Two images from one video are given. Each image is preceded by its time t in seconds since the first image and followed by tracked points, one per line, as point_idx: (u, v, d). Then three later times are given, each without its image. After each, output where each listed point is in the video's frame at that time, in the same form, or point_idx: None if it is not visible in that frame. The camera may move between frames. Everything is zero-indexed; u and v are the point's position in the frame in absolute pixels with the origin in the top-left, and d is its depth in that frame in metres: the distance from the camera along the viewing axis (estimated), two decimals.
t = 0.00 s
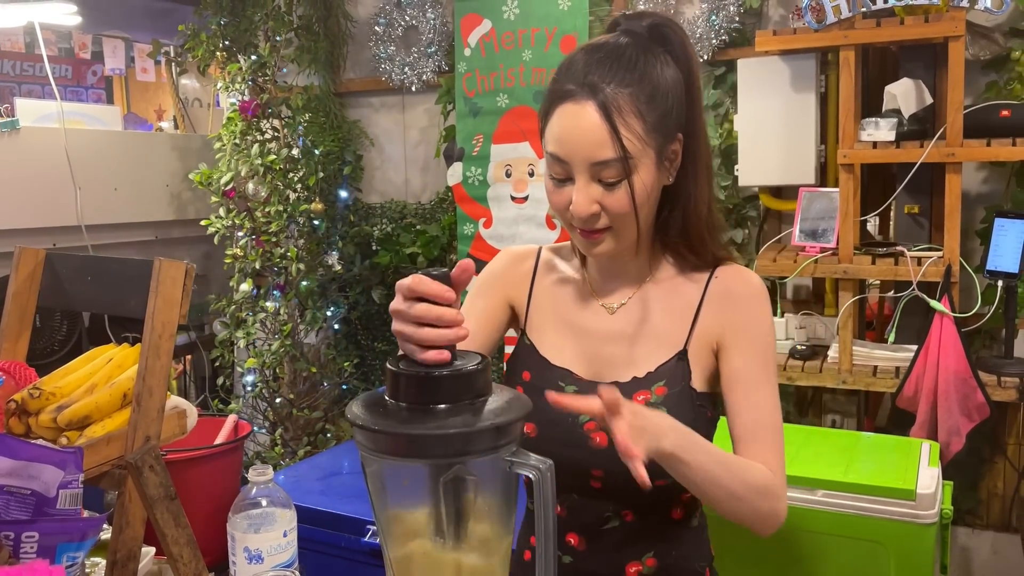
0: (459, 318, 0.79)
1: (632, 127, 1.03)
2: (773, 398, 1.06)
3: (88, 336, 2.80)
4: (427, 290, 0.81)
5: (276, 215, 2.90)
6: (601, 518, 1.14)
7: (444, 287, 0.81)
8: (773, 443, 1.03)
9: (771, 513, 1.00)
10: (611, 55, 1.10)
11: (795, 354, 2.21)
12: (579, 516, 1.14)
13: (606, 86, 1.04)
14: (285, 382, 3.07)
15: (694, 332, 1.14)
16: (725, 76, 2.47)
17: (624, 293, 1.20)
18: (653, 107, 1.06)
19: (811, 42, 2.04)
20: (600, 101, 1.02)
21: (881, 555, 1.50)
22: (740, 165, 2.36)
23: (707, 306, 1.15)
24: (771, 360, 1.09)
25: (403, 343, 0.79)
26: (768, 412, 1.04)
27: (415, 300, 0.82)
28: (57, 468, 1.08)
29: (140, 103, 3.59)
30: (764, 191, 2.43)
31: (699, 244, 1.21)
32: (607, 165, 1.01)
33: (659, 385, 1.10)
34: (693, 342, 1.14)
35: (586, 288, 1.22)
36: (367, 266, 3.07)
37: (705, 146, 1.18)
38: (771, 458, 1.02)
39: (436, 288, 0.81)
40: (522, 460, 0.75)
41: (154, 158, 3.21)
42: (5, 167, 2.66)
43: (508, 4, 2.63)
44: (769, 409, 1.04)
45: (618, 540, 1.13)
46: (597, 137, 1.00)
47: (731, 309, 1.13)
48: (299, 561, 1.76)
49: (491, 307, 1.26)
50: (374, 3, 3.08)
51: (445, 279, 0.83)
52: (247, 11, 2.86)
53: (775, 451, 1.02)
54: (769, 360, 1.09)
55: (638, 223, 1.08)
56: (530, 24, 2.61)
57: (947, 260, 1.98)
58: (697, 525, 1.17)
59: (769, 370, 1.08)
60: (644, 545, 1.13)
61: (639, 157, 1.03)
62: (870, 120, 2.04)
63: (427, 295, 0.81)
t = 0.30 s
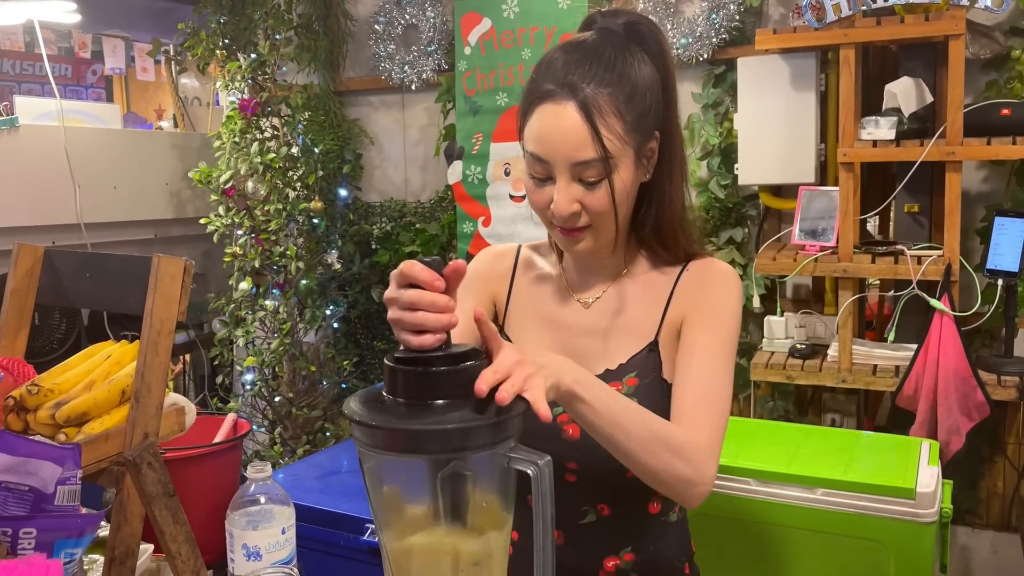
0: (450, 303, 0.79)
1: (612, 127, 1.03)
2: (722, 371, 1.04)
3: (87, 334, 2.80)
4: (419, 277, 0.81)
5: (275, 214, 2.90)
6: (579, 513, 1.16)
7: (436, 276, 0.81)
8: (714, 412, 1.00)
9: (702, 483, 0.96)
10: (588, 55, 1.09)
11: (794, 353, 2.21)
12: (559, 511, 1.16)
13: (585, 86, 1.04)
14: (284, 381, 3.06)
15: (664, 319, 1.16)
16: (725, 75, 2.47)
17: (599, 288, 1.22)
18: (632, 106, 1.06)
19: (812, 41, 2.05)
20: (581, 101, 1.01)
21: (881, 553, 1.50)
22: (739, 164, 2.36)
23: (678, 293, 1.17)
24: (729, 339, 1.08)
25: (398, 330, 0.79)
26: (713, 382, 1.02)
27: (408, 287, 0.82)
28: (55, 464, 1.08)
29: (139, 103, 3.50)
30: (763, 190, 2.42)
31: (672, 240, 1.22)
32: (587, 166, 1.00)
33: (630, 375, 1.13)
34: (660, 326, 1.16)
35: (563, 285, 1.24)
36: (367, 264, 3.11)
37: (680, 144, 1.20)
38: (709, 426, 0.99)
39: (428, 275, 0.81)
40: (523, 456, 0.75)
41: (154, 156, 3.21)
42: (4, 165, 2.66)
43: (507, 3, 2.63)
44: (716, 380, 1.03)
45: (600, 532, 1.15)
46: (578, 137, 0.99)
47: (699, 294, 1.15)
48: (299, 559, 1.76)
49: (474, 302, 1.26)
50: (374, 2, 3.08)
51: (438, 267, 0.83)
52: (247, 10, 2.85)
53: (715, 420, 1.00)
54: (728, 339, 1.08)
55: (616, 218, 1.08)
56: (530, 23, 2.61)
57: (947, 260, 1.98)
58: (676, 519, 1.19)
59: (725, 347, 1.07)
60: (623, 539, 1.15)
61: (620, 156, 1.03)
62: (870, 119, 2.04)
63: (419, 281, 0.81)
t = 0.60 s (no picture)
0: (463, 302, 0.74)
1: (593, 124, 1.03)
2: (711, 366, 1.04)
3: (87, 332, 2.80)
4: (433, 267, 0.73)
5: (276, 211, 2.90)
6: (571, 508, 1.15)
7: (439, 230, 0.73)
8: (703, 408, 1.00)
9: (689, 479, 0.96)
10: (570, 52, 1.10)
11: (796, 351, 2.21)
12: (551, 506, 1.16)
13: (566, 84, 1.04)
14: (284, 379, 3.06)
15: (655, 315, 1.17)
16: (726, 73, 2.46)
17: (588, 283, 1.24)
18: (614, 104, 1.07)
19: (812, 39, 2.04)
20: (561, 99, 1.02)
21: (883, 552, 1.49)
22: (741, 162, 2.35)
23: (671, 287, 1.18)
24: (719, 335, 1.08)
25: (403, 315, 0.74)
26: (703, 378, 1.02)
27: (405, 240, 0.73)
28: (54, 459, 1.07)
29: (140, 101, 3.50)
30: (765, 188, 2.42)
31: (658, 235, 1.23)
32: (570, 164, 1.00)
33: (621, 369, 1.13)
34: (651, 322, 1.16)
35: (553, 281, 1.25)
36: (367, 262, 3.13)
37: (666, 138, 1.20)
38: (698, 421, 0.99)
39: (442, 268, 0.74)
40: (524, 450, 0.74)
41: (155, 154, 3.21)
42: (5, 161, 2.66)
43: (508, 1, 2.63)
44: (705, 375, 1.03)
45: (592, 528, 1.15)
46: (561, 136, 0.99)
47: (690, 290, 1.15)
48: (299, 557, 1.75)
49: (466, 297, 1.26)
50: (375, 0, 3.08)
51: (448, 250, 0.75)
52: (249, 7, 2.85)
53: (705, 416, 1.00)
54: (717, 335, 1.08)
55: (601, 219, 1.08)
56: (530, 20, 2.61)
57: (949, 258, 1.97)
58: (667, 515, 1.19)
59: (715, 342, 1.07)
60: (616, 535, 1.15)
61: (602, 154, 1.04)
62: (873, 117, 2.03)
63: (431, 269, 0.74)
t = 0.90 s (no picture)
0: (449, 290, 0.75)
1: (582, 115, 1.03)
2: (710, 357, 1.04)
3: (91, 327, 2.80)
4: (417, 269, 0.76)
5: (279, 207, 2.88)
6: (570, 502, 1.15)
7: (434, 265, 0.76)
8: (704, 400, 1.00)
9: (691, 470, 0.96)
10: (560, 43, 1.10)
11: (800, 348, 2.20)
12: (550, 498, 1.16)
13: (555, 76, 1.04)
14: (287, 375, 3.06)
15: (653, 308, 1.16)
16: (731, 69, 2.46)
17: (583, 275, 1.23)
18: (603, 95, 1.06)
19: (818, 34, 2.03)
20: (550, 91, 1.01)
21: (887, 549, 1.48)
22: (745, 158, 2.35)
23: (668, 278, 1.18)
24: (718, 325, 1.08)
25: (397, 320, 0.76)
26: (702, 369, 1.02)
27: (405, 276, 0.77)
28: (56, 450, 1.08)
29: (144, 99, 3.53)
30: (769, 184, 2.41)
31: (653, 228, 1.23)
32: (559, 155, 1.00)
33: (618, 361, 1.13)
34: (650, 315, 1.16)
35: (549, 273, 1.25)
36: (370, 259, 3.16)
37: (658, 129, 1.20)
38: (699, 413, 0.98)
39: (425, 265, 0.76)
40: (526, 440, 0.73)
41: (159, 150, 3.21)
42: (9, 157, 2.66)
43: None
44: (705, 366, 1.02)
45: (589, 521, 1.15)
46: (548, 127, 0.99)
47: (687, 282, 1.15)
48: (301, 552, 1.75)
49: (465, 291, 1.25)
50: None
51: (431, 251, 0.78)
52: (253, 3, 2.85)
53: (706, 407, 0.99)
54: (716, 326, 1.08)
55: (592, 212, 1.08)
56: (534, 16, 2.61)
57: (954, 255, 1.96)
58: (668, 509, 1.18)
59: (714, 333, 1.07)
60: (615, 529, 1.15)
61: (592, 145, 1.03)
62: (879, 113, 2.02)
63: (417, 273, 0.76)
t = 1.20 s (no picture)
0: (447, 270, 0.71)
1: (575, 111, 1.03)
2: (712, 352, 1.03)
3: (95, 325, 2.81)
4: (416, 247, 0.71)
5: (284, 206, 2.89)
6: (572, 498, 1.15)
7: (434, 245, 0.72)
8: (708, 395, 0.99)
9: (697, 464, 0.96)
10: (553, 41, 1.09)
11: (805, 348, 2.19)
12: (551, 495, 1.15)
13: (548, 73, 1.04)
14: (291, 373, 3.06)
15: (652, 301, 1.16)
16: (736, 67, 2.45)
17: (580, 272, 1.23)
18: (597, 90, 1.06)
19: (824, 32, 2.03)
20: (544, 88, 1.01)
21: (892, 548, 1.48)
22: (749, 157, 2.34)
23: (666, 270, 1.17)
24: (718, 320, 1.07)
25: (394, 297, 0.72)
26: (705, 364, 1.01)
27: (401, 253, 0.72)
28: (60, 446, 1.08)
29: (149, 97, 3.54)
30: (775, 182, 2.41)
31: (647, 224, 1.22)
32: (553, 151, 1.00)
33: (617, 357, 1.13)
34: (649, 309, 1.16)
35: (548, 270, 1.25)
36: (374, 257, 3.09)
37: (652, 125, 1.19)
38: (702, 408, 0.98)
39: (424, 243, 0.71)
40: (529, 437, 0.73)
41: (163, 148, 3.22)
42: (14, 155, 2.67)
43: None
44: (707, 361, 1.02)
45: (592, 517, 1.14)
46: (542, 123, 0.99)
47: (687, 276, 1.14)
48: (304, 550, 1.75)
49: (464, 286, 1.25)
50: None
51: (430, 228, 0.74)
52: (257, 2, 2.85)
53: (709, 403, 0.99)
54: (717, 320, 1.07)
55: (587, 207, 1.08)
56: (539, 15, 2.60)
57: (960, 254, 1.95)
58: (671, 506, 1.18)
59: (715, 328, 1.06)
60: (619, 525, 1.14)
61: (585, 141, 1.03)
62: (884, 111, 2.02)
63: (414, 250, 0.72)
